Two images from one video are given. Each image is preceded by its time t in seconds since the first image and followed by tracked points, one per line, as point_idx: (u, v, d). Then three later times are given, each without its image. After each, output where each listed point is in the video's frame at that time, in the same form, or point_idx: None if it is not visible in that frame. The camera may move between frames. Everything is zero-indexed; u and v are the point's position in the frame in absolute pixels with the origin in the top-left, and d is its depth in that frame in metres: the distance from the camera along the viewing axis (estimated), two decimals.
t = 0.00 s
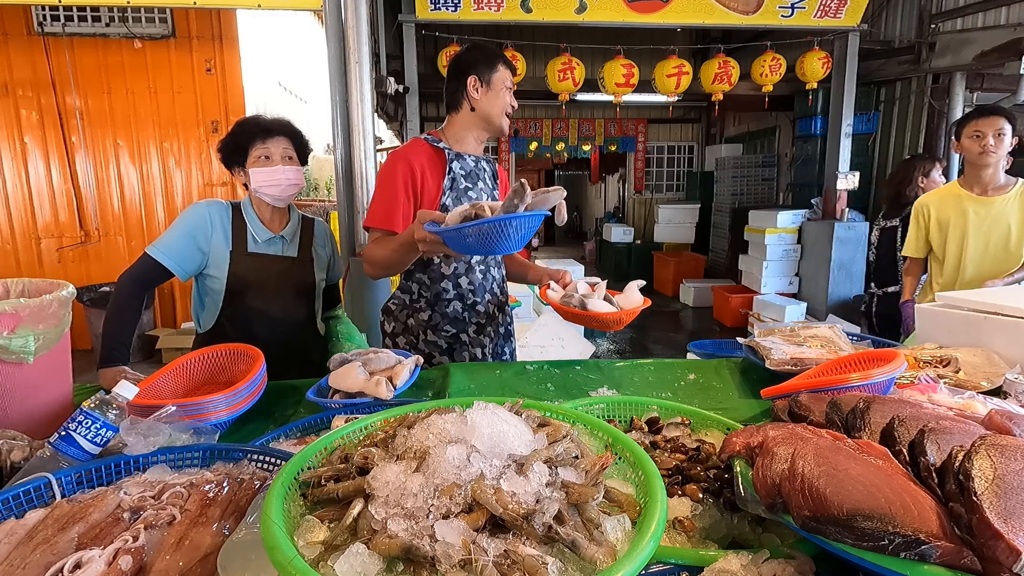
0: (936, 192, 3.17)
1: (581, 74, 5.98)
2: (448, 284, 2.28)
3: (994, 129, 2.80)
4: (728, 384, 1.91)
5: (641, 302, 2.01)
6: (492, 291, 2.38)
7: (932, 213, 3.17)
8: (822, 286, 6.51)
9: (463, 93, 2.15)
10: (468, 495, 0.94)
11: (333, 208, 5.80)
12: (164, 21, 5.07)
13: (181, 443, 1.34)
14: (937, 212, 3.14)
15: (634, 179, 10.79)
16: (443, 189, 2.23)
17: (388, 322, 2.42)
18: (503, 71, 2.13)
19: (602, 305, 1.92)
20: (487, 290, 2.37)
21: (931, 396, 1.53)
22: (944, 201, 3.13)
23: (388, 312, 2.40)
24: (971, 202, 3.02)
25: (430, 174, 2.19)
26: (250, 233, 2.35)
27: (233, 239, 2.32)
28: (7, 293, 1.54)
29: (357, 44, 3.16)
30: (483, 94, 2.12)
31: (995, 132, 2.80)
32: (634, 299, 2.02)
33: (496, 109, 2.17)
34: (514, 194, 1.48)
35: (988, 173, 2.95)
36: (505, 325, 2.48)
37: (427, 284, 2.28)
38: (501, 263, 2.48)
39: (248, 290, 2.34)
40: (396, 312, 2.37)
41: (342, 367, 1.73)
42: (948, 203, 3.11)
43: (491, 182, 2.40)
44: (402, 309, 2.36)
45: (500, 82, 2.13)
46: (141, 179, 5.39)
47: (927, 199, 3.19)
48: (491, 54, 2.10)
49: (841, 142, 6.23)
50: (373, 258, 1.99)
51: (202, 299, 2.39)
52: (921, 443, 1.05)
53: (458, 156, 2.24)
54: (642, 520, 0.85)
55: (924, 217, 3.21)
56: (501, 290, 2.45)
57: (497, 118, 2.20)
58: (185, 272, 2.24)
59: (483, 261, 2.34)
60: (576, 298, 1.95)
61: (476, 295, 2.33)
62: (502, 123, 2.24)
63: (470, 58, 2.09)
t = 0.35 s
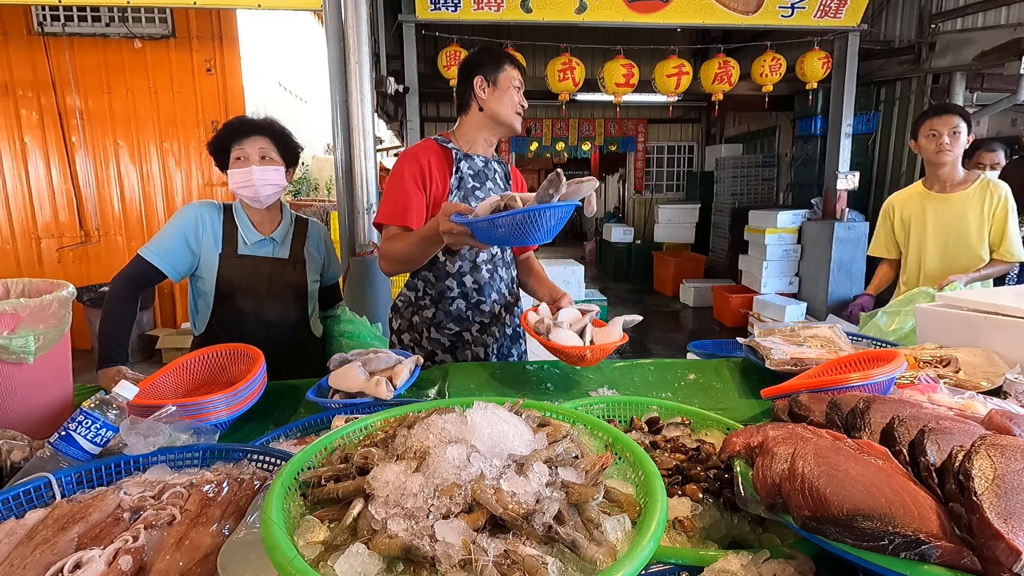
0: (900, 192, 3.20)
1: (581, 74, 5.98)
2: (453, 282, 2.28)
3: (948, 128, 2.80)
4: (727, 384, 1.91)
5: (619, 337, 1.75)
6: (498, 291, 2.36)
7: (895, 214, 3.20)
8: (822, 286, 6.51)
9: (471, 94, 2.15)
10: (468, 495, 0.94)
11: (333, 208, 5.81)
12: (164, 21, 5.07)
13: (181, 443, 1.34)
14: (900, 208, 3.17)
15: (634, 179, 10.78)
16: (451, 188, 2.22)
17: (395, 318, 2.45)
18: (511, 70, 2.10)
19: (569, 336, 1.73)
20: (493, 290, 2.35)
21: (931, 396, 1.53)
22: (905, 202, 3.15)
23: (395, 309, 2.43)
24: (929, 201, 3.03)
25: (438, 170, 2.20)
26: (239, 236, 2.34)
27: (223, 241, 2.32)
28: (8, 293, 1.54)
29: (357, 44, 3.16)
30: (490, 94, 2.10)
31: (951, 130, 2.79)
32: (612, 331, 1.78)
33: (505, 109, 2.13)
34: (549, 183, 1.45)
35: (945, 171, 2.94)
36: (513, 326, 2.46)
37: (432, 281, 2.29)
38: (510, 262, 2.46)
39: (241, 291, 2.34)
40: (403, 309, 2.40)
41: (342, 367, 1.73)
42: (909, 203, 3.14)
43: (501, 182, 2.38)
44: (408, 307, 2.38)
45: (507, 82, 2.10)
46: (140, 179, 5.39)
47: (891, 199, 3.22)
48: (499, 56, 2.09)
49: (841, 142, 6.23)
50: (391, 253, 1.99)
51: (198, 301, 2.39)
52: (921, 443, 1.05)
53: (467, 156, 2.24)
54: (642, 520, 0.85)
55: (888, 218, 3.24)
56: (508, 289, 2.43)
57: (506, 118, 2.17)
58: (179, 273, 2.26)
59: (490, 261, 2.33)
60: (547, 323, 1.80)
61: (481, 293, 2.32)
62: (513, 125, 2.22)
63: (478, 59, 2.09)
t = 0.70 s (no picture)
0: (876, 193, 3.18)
1: (581, 74, 5.98)
2: (452, 280, 2.29)
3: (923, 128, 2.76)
4: (727, 384, 1.91)
5: (602, 373, 1.70)
6: (499, 290, 2.36)
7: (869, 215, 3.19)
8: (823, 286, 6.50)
9: (473, 94, 2.16)
10: (469, 495, 0.94)
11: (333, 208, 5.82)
12: (165, 21, 5.07)
13: (182, 443, 1.34)
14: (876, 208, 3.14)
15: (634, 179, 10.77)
16: (451, 185, 2.22)
17: (397, 315, 2.47)
18: (512, 69, 2.09)
19: (546, 373, 1.69)
20: (494, 289, 2.34)
21: (930, 396, 1.53)
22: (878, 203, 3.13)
23: (397, 306, 2.45)
24: (899, 203, 3.01)
25: (439, 169, 2.19)
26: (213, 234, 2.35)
27: (198, 238, 2.33)
28: (8, 293, 1.54)
29: (357, 43, 3.15)
30: (490, 93, 2.10)
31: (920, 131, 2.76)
32: (592, 368, 1.72)
33: (506, 108, 2.13)
34: (567, 186, 1.51)
35: (919, 173, 2.90)
36: (514, 326, 2.44)
37: (432, 279, 2.31)
38: (512, 262, 2.45)
39: (206, 292, 2.35)
40: (404, 307, 2.41)
41: (342, 367, 1.73)
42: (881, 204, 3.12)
43: (505, 181, 2.37)
44: (409, 305, 2.40)
45: (508, 82, 2.09)
46: (141, 179, 5.39)
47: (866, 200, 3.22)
48: (501, 57, 2.08)
49: (841, 142, 6.23)
50: (395, 251, 1.99)
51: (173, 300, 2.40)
52: (922, 443, 1.05)
53: (468, 155, 2.24)
54: (642, 520, 0.85)
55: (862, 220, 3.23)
56: (510, 289, 2.42)
57: (509, 118, 2.17)
58: (156, 271, 2.26)
59: (491, 260, 2.33)
60: (526, 357, 1.79)
61: (482, 292, 2.32)
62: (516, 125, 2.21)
63: (479, 58, 2.08)
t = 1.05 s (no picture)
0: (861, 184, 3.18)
1: (581, 74, 5.98)
2: (452, 282, 2.28)
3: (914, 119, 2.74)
4: (727, 384, 1.91)
5: (603, 374, 1.71)
6: (499, 291, 2.36)
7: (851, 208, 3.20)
8: (823, 286, 6.50)
9: (472, 96, 2.15)
10: (469, 495, 0.94)
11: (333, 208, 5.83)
12: (165, 21, 5.07)
13: (181, 443, 1.34)
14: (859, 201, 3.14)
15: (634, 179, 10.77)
16: (451, 186, 2.22)
17: (396, 317, 2.47)
18: (513, 73, 2.09)
19: (549, 372, 1.70)
20: (494, 290, 2.35)
21: (931, 396, 1.53)
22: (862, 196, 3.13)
23: (396, 308, 2.45)
24: (883, 195, 3.00)
25: (440, 170, 2.19)
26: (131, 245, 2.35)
27: (116, 251, 2.34)
28: (8, 293, 1.54)
29: (356, 43, 3.15)
30: (490, 97, 2.10)
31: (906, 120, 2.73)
32: (594, 370, 1.72)
33: (505, 112, 2.13)
34: (602, 192, 1.56)
35: (907, 165, 2.89)
36: (514, 327, 2.45)
37: (432, 281, 2.30)
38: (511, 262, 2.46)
39: (133, 304, 2.35)
40: (403, 308, 2.42)
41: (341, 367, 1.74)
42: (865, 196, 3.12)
43: (502, 182, 2.38)
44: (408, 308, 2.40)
45: (508, 85, 2.09)
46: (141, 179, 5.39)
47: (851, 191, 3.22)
48: (502, 59, 2.07)
49: (841, 142, 6.23)
50: (399, 255, 1.99)
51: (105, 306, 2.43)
52: (921, 443, 1.05)
53: (468, 156, 2.25)
54: (642, 520, 0.85)
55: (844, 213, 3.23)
56: (508, 290, 2.43)
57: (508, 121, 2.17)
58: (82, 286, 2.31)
59: (490, 261, 2.33)
60: (528, 357, 1.79)
61: (482, 294, 2.32)
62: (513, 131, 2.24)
63: (480, 59, 2.08)
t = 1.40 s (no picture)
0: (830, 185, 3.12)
1: (581, 74, 5.98)
2: (467, 285, 2.28)
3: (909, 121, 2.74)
4: (727, 384, 1.91)
5: (602, 374, 1.70)
6: (508, 291, 2.41)
7: (821, 209, 3.14)
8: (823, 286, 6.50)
9: (476, 98, 2.16)
10: (469, 495, 0.94)
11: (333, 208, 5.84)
12: (165, 21, 5.06)
13: (180, 443, 1.35)
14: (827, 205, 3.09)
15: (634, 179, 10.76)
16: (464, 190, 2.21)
17: (404, 322, 2.43)
18: (520, 80, 2.13)
19: (549, 372, 1.69)
20: (505, 291, 2.39)
21: (930, 396, 1.53)
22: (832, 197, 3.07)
23: (405, 313, 2.40)
24: (850, 198, 2.95)
25: (453, 173, 2.17)
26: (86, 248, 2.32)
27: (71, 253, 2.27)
28: (8, 293, 1.54)
29: (356, 43, 3.15)
30: (495, 101, 2.13)
31: (864, 122, 2.70)
32: (594, 370, 1.72)
33: (508, 117, 2.17)
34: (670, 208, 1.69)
35: (870, 168, 2.83)
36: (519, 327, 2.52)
37: (446, 285, 2.28)
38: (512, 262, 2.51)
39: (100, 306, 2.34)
40: (413, 313, 2.39)
41: (341, 367, 1.74)
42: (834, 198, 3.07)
43: (502, 183, 2.42)
44: (420, 313, 2.36)
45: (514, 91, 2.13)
46: (141, 179, 5.39)
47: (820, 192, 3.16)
48: (509, 64, 2.10)
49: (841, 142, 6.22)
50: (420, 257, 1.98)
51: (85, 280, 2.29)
52: (921, 443, 1.05)
53: (476, 158, 2.24)
54: (642, 520, 0.85)
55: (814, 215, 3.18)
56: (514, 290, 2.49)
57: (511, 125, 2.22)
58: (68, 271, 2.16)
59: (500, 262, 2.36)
60: (528, 357, 1.79)
61: (494, 295, 2.35)
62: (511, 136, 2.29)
63: (488, 62, 2.09)
